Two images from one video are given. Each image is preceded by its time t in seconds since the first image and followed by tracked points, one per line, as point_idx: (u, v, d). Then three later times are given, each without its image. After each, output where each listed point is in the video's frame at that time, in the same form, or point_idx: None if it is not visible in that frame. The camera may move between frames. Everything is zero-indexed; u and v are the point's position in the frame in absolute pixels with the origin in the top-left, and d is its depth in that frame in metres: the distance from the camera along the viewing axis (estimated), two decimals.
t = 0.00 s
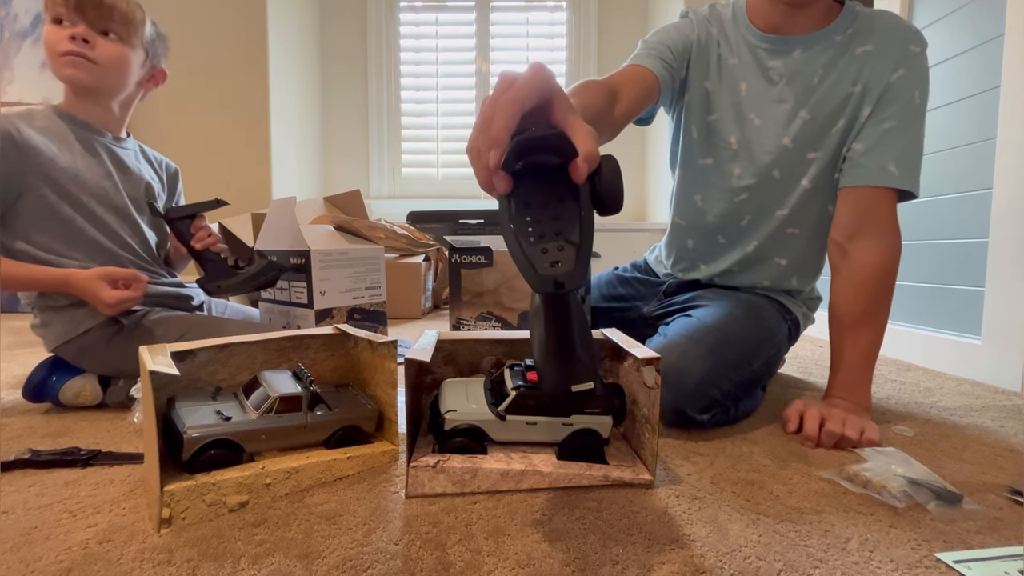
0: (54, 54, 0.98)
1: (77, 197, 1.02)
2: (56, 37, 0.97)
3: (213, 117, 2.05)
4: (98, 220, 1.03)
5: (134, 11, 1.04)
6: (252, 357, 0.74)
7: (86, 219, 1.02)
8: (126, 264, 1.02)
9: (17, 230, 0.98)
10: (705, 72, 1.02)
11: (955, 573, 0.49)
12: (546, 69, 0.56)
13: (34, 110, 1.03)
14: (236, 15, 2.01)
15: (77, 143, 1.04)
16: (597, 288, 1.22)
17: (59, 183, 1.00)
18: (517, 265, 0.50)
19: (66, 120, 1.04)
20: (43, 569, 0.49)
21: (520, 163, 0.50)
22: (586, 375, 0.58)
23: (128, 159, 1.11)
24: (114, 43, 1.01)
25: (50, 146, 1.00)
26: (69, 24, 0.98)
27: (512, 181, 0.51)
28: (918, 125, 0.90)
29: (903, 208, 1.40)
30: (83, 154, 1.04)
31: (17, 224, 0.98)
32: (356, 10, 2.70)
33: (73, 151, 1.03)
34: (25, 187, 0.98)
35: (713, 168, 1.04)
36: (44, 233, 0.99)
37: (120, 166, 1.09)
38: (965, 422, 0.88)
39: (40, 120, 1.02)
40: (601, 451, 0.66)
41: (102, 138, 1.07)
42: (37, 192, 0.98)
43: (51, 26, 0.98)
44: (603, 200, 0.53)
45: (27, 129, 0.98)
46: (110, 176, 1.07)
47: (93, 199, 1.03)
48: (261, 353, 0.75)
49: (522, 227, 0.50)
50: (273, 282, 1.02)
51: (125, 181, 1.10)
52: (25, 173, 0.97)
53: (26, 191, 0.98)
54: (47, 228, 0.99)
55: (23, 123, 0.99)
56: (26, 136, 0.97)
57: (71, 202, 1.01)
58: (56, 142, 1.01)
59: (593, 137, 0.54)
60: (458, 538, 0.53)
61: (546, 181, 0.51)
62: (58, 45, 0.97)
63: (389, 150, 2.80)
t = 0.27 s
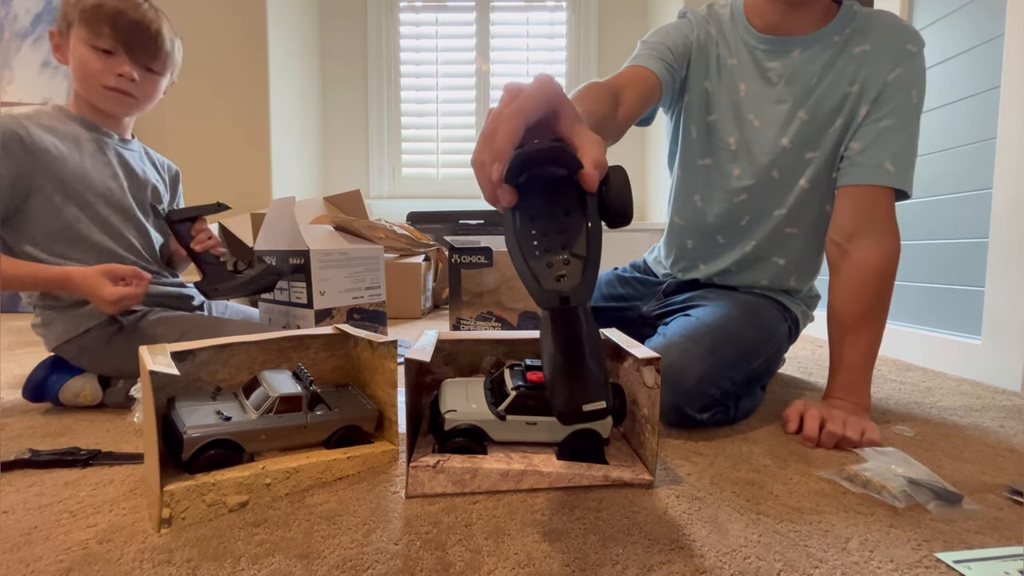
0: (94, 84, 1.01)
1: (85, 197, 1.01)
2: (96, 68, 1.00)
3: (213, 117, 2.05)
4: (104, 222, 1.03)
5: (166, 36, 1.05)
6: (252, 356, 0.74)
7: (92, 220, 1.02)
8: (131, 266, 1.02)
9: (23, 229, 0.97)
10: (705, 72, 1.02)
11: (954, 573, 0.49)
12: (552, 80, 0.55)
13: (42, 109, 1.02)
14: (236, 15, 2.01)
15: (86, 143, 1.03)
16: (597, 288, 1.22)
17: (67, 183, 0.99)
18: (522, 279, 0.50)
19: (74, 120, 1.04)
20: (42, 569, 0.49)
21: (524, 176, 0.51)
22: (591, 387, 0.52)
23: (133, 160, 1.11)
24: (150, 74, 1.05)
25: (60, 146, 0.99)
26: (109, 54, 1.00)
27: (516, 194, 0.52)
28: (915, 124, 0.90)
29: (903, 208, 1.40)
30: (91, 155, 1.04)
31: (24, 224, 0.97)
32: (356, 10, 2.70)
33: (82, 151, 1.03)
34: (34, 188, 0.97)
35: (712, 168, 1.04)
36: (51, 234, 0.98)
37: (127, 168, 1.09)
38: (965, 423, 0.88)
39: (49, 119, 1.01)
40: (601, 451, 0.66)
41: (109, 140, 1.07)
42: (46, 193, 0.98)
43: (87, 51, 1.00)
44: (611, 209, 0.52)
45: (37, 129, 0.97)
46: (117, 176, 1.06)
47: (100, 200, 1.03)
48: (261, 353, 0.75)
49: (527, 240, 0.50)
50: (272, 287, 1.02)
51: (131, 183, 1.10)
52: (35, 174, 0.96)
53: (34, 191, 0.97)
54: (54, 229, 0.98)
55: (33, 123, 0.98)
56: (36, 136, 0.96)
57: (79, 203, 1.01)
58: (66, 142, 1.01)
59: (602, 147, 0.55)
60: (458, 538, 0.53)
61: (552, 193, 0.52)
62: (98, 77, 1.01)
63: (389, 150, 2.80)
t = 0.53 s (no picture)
0: (116, 83, 1.02)
1: (104, 199, 1.01)
2: (120, 68, 1.00)
3: (213, 117, 2.05)
4: (122, 223, 1.03)
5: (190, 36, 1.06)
6: (252, 356, 0.74)
7: (112, 222, 1.02)
8: (145, 266, 1.02)
9: (43, 230, 0.97)
10: (705, 73, 1.02)
11: (955, 573, 0.49)
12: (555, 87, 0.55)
13: (61, 108, 1.02)
14: (236, 15, 2.01)
15: (106, 144, 1.03)
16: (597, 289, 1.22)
17: (89, 185, 0.99)
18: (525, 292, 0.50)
19: (93, 120, 1.03)
20: (43, 569, 0.49)
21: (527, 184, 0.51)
22: (596, 405, 0.57)
23: (149, 159, 1.11)
24: (172, 75, 1.05)
25: (81, 148, 0.99)
26: (133, 55, 1.00)
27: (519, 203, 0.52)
28: (915, 124, 0.90)
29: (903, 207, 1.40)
30: (111, 155, 1.03)
31: (44, 225, 0.97)
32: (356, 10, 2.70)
33: (102, 152, 1.02)
34: (58, 189, 0.97)
35: (713, 169, 1.04)
36: (70, 235, 0.98)
37: (143, 168, 1.09)
38: (965, 423, 0.88)
39: (69, 118, 1.00)
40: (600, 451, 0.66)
41: (127, 139, 1.07)
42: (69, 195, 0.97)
43: (112, 51, 0.99)
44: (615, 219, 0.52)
45: (61, 130, 0.97)
46: (134, 177, 1.06)
47: (120, 201, 1.03)
48: (262, 353, 0.75)
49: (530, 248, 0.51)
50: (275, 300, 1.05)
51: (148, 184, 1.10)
52: (59, 177, 0.96)
53: (56, 193, 0.97)
54: (74, 230, 0.98)
55: (57, 124, 0.97)
56: (60, 138, 0.96)
57: (99, 205, 1.00)
58: (86, 142, 1.00)
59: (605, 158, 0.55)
60: (458, 538, 0.53)
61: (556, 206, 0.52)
62: (121, 77, 1.01)
63: (389, 150, 2.80)
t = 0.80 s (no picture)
0: (136, 100, 1.02)
1: (107, 203, 1.01)
2: (144, 87, 1.01)
3: (213, 117, 2.05)
4: (124, 227, 1.03)
5: (217, 63, 1.07)
6: (252, 356, 0.74)
7: (114, 226, 1.02)
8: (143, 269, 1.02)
9: (44, 234, 0.96)
10: (705, 73, 1.02)
11: (955, 573, 0.49)
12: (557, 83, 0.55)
13: (65, 109, 1.01)
14: (236, 15, 2.01)
15: (109, 146, 1.03)
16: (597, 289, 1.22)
17: (91, 188, 0.99)
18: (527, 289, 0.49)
19: (97, 122, 1.03)
20: (43, 569, 0.49)
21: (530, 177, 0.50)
22: (588, 393, 0.56)
23: (151, 161, 1.11)
24: (193, 97, 1.06)
25: (84, 150, 0.99)
26: (161, 76, 1.01)
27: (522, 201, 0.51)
28: (915, 124, 0.90)
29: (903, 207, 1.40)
30: (114, 158, 1.03)
31: (45, 228, 0.96)
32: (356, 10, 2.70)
33: (106, 154, 1.02)
34: (60, 193, 0.96)
35: (713, 169, 1.04)
36: (72, 240, 0.97)
37: (146, 170, 1.09)
38: (965, 423, 0.88)
39: (72, 121, 1.00)
40: (601, 451, 0.66)
41: (130, 142, 1.07)
42: (71, 198, 0.97)
43: (139, 69, 0.99)
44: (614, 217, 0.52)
45: (63, 132, 0.97)
46: (137, 181, 1.06)
47: (122, 205, 1.03)
48: (262, 353, 0.75)
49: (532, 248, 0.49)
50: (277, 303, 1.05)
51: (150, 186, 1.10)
52: (61, 180, 0.96)
53: (59, 196, 0.96)
54: (76, 235, 0.98)
55: (59, 126, 0.97)
56: (62, 141, 0.96)
57: (102, 209, 1.00)
58: (89, 144, 1.00)
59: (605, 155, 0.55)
60: (458, 538, 0.53)
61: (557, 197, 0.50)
62: (143, 95, 1.01)
63: (389, 150, 2.80)
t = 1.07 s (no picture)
0: (140, 116, 1.02)
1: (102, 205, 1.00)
2: (152, 105, 1.01)
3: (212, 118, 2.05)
4: (119, 229, 1.03)
5: (225, 86, 1.09)
6: (252, 356, 0.74)
7: (109, 228, 1.01)
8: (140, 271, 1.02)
9: (39, 236, 0.97)
10: (706, 73, 1.02)
11: (955, 573, 0.49)
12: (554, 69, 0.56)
13: (59, 110, 1.01)
14: (236, 15, 2.01)
15: (104, 146, 1.02)
16: (597, 289, 1.22)
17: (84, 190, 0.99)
18: (515, 268, 0.50)
19: (91, 123, 1.02)
20: (42, 569, 0.49)
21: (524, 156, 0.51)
22: (575, 380, 0.64)
23: (147, 161, 1.10)
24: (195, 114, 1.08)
25: (78, 151, 0.98)
26: (169, 97, 1.02)
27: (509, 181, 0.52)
28: (916, 126, 0.90)
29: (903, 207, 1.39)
30: (110, 159, 1.02)
31: (40, 230, 0.97)
32: (356, 10, 2.70)
33: (101, 155, 1.01)
34: (53, 195, 0.96)
35: (713, 168, 1.04)
36: (66, 242, 0.97)
37: (142, 171, 1.08)
38: (965, 422, 0.88)
39: (67, 122, 0.99)
40: (601, 451, 0.66)
41: (126, 142, 1.06)
42: (64, 200, 0.97)
43: (151, 89, 1.00)
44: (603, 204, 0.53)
45: (54, 134, 0.96)
46: (133, 182, 1.05)
47: (117, 207, 1.02)
48: (262, 353, 0.75)
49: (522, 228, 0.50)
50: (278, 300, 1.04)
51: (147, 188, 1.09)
52: (52, 182, 0.96)
53: (53, 198, 0.96)
54: (71, 237, 0.98)
55: (50, 127, 0.96)
56: (54, 142, 0.95)
57: (96, 211, 1.00)
58: (84, 145, 0.99)
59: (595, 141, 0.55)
60: (458, 538, 0.53)
61: (545, 178, 0.52)
62: (150, 113, 1.02)
63: (389, 150, 2.80)
